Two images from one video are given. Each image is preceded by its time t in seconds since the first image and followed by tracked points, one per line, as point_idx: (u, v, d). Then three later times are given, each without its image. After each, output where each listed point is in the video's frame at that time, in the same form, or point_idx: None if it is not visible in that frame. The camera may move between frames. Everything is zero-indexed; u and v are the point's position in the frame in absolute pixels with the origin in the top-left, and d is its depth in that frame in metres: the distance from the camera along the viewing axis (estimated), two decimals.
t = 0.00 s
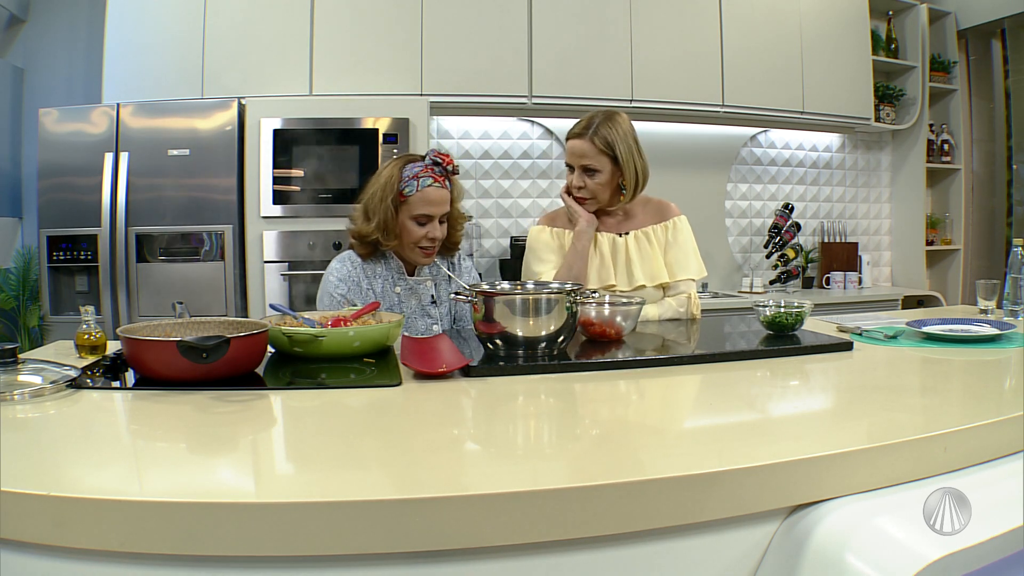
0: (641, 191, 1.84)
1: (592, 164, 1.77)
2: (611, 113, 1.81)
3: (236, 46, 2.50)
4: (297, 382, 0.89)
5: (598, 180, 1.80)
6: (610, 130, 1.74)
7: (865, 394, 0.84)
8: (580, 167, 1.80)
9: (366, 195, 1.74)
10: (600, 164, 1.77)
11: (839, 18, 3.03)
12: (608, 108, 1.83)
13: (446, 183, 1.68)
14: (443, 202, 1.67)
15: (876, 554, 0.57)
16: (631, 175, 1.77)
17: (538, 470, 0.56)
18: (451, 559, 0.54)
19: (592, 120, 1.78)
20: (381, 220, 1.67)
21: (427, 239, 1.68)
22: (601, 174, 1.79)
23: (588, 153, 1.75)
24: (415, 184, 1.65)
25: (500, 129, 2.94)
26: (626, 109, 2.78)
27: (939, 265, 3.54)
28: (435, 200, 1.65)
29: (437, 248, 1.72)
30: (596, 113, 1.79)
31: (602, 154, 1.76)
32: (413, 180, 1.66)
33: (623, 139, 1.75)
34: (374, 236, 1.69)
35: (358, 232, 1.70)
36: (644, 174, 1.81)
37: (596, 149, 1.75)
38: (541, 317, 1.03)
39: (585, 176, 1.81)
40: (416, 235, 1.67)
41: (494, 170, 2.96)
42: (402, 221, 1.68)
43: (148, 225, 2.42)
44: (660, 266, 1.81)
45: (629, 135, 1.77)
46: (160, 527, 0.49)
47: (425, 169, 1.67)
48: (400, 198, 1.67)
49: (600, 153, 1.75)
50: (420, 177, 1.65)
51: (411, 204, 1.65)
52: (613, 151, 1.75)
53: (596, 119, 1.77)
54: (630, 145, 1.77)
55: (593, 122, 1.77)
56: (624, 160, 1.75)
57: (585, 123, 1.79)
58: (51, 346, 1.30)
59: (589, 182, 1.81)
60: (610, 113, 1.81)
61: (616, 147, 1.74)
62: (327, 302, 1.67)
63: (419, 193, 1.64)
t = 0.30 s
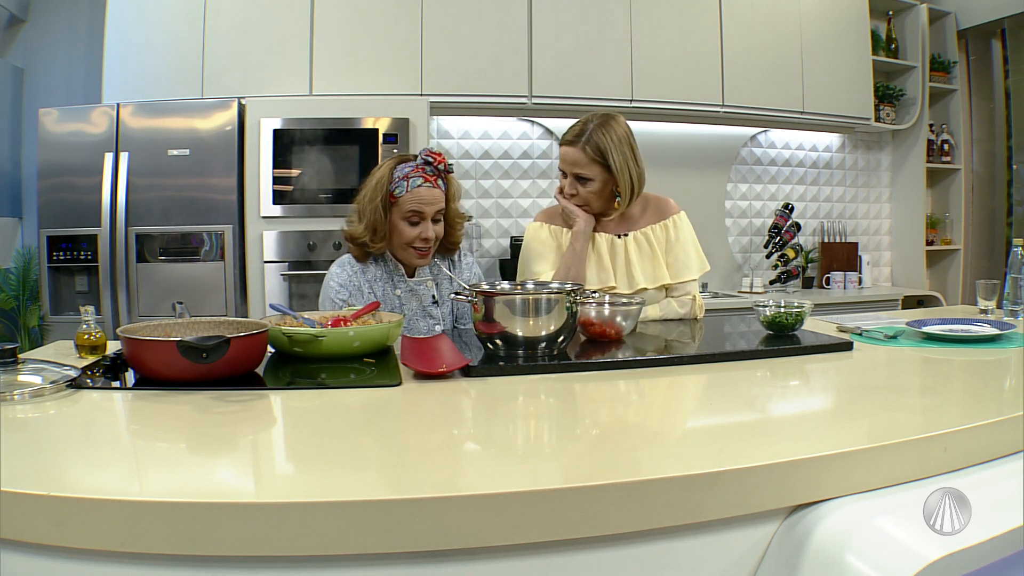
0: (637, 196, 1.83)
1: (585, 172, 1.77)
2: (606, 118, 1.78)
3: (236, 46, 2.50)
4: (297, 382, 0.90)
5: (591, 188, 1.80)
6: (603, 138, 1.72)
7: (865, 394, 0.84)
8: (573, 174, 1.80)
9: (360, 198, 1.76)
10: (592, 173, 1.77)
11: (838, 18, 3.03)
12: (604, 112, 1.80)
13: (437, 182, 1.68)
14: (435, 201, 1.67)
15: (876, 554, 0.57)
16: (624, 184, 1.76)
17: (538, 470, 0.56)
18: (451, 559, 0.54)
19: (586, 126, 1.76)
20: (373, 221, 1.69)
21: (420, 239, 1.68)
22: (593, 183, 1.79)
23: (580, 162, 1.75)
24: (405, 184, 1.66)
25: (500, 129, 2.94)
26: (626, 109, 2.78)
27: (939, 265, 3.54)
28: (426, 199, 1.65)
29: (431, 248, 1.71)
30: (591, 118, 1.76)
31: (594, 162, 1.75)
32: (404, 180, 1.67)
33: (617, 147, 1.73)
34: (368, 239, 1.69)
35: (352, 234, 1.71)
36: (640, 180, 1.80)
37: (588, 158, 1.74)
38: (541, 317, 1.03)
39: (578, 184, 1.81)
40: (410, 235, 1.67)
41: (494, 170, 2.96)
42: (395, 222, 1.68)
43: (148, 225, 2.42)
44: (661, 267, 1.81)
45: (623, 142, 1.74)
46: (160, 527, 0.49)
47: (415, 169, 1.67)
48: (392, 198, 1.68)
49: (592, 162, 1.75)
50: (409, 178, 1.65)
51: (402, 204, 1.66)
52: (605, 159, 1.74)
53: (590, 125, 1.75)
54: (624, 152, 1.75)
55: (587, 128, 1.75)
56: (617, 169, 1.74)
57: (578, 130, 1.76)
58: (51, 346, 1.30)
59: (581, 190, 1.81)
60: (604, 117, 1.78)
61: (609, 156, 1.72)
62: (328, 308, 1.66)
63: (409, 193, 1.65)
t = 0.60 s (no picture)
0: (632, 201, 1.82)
1: (580, 176, 1.78)
2: (606, 120, 1.77)
3: (236, 46, 2.50)
4: (297, 382, 0.90)
5: (584, 192, 1.82)
6: (599, 140, 1.72)
7: (865, 394, 0.84)
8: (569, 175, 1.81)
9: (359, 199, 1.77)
10: (587, 177, 1.78)
11: (838, 18, 3.03)
12: (604, 114, 1.79)
13: (435, 181, 1.69)
14: (433, 200, 1.67)
15: (876, 554, 0.57)
16: (618, 190, 1.76)
17: (538, 470, 0.56)
18: (451, 559, 0.54)
19: (585, 128, 1.76)
20: (372, 221, 1.69)
21: (418, 239, 1.68)
22: (588, 186, 1.80)
23: (575, 164, 1.76)
24: (404, 183, 1.66)
25: (500, 129, 2.94)
26: (626, 109, 2.78)
27: (939, 265, 3.54)
28: (424, 197, 1.65)
29: (430, 248, 1.71)
30: (591, 119, 1.76)
31: (589, 166, 1.76)
32: (402, 179, 1.67)
33: (612, 153, 1.72)
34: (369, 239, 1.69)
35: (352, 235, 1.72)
36: (635, 186, 1.79)
37: (583, 160, 1.75)
38: (541, 317, 1.03)
39: (572, 186, 1.83)
40: (409, 235, 1.67)
41: (494, 170, 2.96)
42: (394, 222, 1.69)
43: (149, 225, 2.42)
44: (655, 267, 1.82)
45: (620, 147, 1.74)
46: (160, 527, 0.49)
47: (414, 169, 1.68)
48: (390, 198, 1.69)
49: (586, 166, 1.76)
50: (407, 176, 1.66)
51: (401, 203, 1.66)
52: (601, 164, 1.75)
53: (588, 128, 1.75)
54: (621, 158, 1.74)
55: (585, 130, 1.75)
56: (610, 175, 1.74)
57: (577, 131, 1.76)
58: (51, 346, 1.30)
59: (576, 191, 1.83)
60: (604, 120, 1.77)
61: (604, 162, 1.73)
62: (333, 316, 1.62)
63: (407, 192, 1.65)
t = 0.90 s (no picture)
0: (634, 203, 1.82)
1: (580, 180, 1.79)
2: (605, 123, 1.78)
3: (236, 46, 2.49)
4: (297, 382, 0.90)
5: (586, 196, 1.82)
6: (599, 144, 1.72)
7: (865, 394, 0.84)
8: (570, 180, 1.81)
9: (361, 197, 1.77)
10: (587, 181, 1.79)
11: (839, 18, 3.03)
12: (604, 118, 1.80)
13: (437, 180, 1.70)
14: (434, 199, 1.68)
15: (876, 554, 0.57)
16: (620, 193, 1.75)
17: (538, 470, 0.56)
18: (451, 559, 0.54)
19: (584, 131, 1.76)
20: (374, 221, 1.69)
21: (419, 238, 1.68)
22: (589, 190, 1.80)
23: (575, 168, 1.76)
24: (405, 182, 1.67)
25: (500, 129, 2.94)
26: (626, 109, 2.78)
27: (939, 265, 3.54)
28: (425, 196, 1.66)
29: (431, 247, 1.72)
30: (590, 123, 1.76)
31: (590, 170, 1.76)
32: (403, 178, 1.68)
33: (613, 156, 1.72)
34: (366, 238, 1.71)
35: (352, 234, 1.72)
36: (637, 188, 1.78)
37: (583, 164, 1.75)
38: (541, 317, 1.03)
39: (573, 190, 1.83)
40: (409, 233, 1.68)
41: (495, 170, 2.96)
42: (395, 220, 1.69)
43: (148, 225, 2.42)
44: (655, 269, 1.82)
45: (620, 150, 1.74)
46: (160, 526, 0.49)
47: (414, 168, 1.68)
48: (391, 196, 1.70)
49: (587, 170, 1.76)
50: (408, 175, 1.67)
51: (402, 202, 1.67)
52: (601, 168, 1.75)
53: (587, 132, 1.74)
54: (621, 161, 1.74)
55: (584, 134, 1.75)
56: (612, 179, 1.73)
57: (576, 135, 1.76)
58: (51, 346, 1.30)
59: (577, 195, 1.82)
60: (604, 123, 1.78)
61: (605, 166, 1.73)
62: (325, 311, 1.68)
63: (409, 191, 1.66)
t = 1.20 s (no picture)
0: (633, 204, 1.82)
1: (579, 181, 1.78)
2: (604, 124, 1.78)
3: (236, 46, 2.49)
4: (297, 382, 0.89)
5: (584, 197, 1.81)
6: (597, 145, 1.72)
7: (865, 394, 0.84)
8: (568, 181, 1.81)
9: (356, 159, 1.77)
10: (586, 182, 1.78)
11: (839, 17, 3.03)
12: (602, 119, 1.80)
13: (425, 138, 1.65)
14: (420, 155, 1.62)
15: (876, 554, 0.57)
16: (618, 194, 1.75)
17: (538, 470, 0.56)
18: (451, 559, 0.54)
19: (582, 132, 1.76)
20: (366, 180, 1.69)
21: (404, 193, 1.64)
22: (587, 191, 1.80)
23: (574, 169, 1.76)
24: (391, 138, 1.63)
25: (500, 129, 2.94)
26: (626, 109, 2.78)
27: (939, 265, 3.54)
28: (410, 152, 1.61)
29: (417, 203, 1.67)
30: (587, 124, 1.77)
31: (588, 171, 1.76)
32: (390, 135, 1.65)
33: (610, 157, 1.73)
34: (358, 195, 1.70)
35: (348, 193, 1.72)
36: (635, 188, 1.78)
37: (582, 165, 1.74)
38: (541, 317, 1.03)
39: (571, 191, 1.83)
40: (393, 188, 1.64)
41: (495, 170, 2.96)
42: (383, 176, 1.66)
43: (148, 225, 2.42)
44: (656, 269, 1.82)
45: (618, 151, 1.74)
46: (160, 526, 0.49)
47: (403, 126, 1.65)
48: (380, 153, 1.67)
49: (585, 171, 1.76)
50: (396, 132, 1.62)
51: (388, 157, 1.64)
52: (600, 169, 1.75)
53: (585, 133, 1.74)
54: (619, 162, 1.74)
55: (582, 135, 1.74)
56: (609, 180, 1.74)
57: (574, 136, 1.75)
58: (51, 346, 1.30)
59: (576, 196, 1.82)
60: (603, 124, 1.78)
61: (602, 167, 1.73)
62: (309, 259, 1.71)
63: (394, 146, 1.62)
